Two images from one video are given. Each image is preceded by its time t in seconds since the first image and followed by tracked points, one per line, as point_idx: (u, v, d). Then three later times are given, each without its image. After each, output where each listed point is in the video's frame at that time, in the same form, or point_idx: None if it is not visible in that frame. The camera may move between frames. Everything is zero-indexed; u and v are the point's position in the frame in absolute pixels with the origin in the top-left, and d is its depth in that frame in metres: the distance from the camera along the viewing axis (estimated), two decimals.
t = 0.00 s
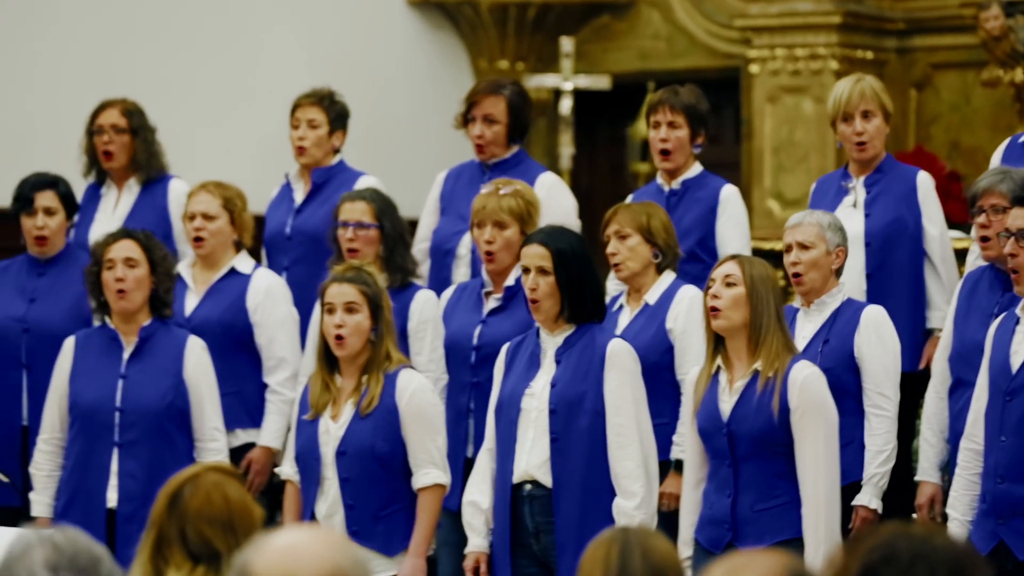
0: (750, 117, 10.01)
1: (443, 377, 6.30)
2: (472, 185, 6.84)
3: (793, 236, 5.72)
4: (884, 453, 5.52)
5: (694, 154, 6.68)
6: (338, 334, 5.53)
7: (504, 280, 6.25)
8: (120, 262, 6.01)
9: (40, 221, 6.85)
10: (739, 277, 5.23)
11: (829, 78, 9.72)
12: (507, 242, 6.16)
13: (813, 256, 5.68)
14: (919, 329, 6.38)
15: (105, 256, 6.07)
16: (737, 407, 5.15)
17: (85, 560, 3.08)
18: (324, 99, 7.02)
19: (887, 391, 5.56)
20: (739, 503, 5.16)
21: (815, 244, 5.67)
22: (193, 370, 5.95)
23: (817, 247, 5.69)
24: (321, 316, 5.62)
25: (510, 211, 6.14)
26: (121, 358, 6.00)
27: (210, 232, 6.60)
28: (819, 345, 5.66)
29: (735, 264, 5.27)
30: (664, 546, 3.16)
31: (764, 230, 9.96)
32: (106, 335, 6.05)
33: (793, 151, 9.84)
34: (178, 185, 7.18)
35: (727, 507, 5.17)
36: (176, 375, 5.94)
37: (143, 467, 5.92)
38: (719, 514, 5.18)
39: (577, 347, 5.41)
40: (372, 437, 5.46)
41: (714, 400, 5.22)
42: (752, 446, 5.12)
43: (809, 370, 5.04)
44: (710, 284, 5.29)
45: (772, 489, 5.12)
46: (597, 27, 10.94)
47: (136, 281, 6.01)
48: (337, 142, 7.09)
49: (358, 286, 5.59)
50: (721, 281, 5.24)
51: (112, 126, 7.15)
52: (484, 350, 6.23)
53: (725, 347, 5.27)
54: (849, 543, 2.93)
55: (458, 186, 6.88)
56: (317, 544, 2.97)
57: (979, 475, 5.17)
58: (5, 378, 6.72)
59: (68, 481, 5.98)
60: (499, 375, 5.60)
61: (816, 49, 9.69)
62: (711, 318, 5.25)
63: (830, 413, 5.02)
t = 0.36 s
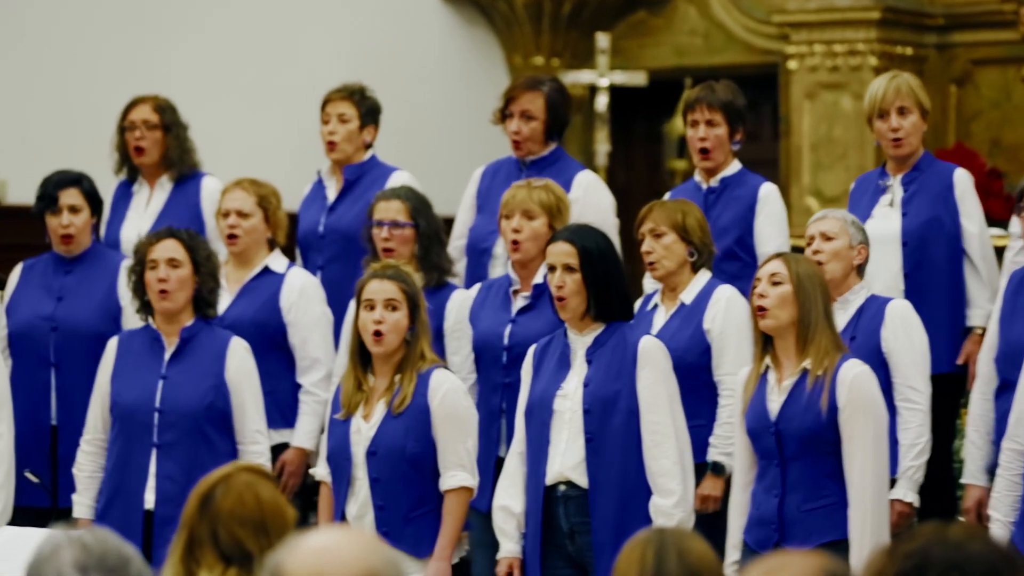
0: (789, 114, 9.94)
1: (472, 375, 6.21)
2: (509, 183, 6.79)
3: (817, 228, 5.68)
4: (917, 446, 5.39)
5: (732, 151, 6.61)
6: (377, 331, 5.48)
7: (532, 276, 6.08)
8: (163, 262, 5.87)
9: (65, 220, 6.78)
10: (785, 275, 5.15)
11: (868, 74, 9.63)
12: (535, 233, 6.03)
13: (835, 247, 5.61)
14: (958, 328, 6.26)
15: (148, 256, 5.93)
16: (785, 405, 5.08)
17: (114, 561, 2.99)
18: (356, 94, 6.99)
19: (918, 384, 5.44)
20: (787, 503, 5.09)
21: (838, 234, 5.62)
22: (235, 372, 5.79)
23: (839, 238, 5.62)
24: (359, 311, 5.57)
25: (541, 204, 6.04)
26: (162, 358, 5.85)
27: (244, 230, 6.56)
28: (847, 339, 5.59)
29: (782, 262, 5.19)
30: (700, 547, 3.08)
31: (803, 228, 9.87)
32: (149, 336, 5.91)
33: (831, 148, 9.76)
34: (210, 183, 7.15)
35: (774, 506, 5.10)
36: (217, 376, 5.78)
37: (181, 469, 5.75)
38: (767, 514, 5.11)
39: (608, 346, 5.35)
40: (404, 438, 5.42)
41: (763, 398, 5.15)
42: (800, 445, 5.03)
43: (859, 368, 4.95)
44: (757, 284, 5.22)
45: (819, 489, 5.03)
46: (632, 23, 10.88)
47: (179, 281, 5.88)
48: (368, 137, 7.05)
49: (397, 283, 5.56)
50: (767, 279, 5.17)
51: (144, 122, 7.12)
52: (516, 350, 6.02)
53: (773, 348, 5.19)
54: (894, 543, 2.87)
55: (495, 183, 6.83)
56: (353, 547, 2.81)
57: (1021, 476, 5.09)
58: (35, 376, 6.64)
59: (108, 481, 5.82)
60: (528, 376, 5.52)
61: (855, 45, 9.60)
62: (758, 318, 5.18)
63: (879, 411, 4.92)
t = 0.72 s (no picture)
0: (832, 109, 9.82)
1: (501, 380, 6.06)
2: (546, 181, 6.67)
3: (855, 228, 5.59)
4: (968, 447, 5.29)
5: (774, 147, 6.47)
6: (406, 333, 5.35)
7: (558, 274, 5.94)
8: (196, 260, 5.74)
9: (85, 218, 6.68)
10: (835, 275, 5.01)
11: (912, 69, 9.48)
12: (563, 227, 5.92)
13: (875, 245, 5.51)
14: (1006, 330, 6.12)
15: (181, 254, 5.80)
16: (835, 407, 4.94)
17: (140, 562, 2.82)
18: (387, 88, 6.90)
19: (968, 384, 5.32)
20: (835, 508, 4.96)
21: (877, 232, 5.52)
22: (266, 373, 5.67)
23: (879, 236, 5.53)
24: (386, 314, 5.44)
25: (569, 200, 5.95)
26: (194, 360, 5.75)
27: (276, 227, 6.45)
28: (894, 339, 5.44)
29: (831, 260, 5.05)
30: (739, 551, 2.96)
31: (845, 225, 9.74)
32: (182, 337, 5.81)
33: (876, 145, 9.61)
34: (240, 179, 7.05)
35: (822, 511, 4.97)
36: (249, 377, 5.67)
37: (211, 472, 5.64)
38: (815, 518, 4.99)
39: (644, 346, 5.22)
40: (432, 439, 5.31)
41: (813, 400, 5.02)
42: (849, 449, 4.90)
43: (911, 369, 4.81)
44: (806, 283, 5.08)
45: (868, 494, 4.89)
46: (672, 16, 10.74)
47: (213, 279, 5.75)
48: (400, 131, 6.95)
49: (426, 284, 5.42)
50: (817, 279, 5.03)
51: (174, 116, 7.04)
52: (546, 352, 5.89)
53: (824, 349, 5.05)
54: (944, 546, 2.73)
55: (530, 179, 6.72)
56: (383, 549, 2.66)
57: None
58: (58, 377, 6.55)
59: (140, 487, 5.74)
60: (559, 379, 5.38)
61: (899, 38, 9.44)
62: (807, 319, 5.04)
63: (930, 415, 4.77)
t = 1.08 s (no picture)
0: (871, 108, 9.70)
1: (529, 386, 5.93)
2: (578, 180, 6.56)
3: (902, 228, 5.43)
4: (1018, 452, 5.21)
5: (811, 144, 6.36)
6: (426, 337, 5.27)
7: (579, 274, 5.87)
8: (223, 258, 5.68)
9: (106, 217, 6.61)
10: (872, 275, 4.91)
11: (954, 64, 9.36)
12: (585, 225, 5.84)
13: (922, 246, 5.36)
14: None
15: (208, 252, 5.75)
16: (869, 411, 4.82)
17: (164, 565, 2.66)
18: (417, 84, 6.85)
19: (1017, 387, 5.23)
20: (867, 514, 4.83)
21: (925, 232, 5.36)
22: (292, 375, 5.57)
23: (926, 237, 5.37)
24: (407, 318, 5.35)
25: (593, 199, 5.86)
26: (219, 361, 5.66)
27: (306, 225, 6.38)
28: (941, 342, 5.31)
29: (868, 261, 4.94)
30: (778, 555, 2.83)
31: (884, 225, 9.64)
32: (207, 339, 5.73)
33: (916, 142, 9.49)
34: (267, 178, 6.96)
35: (854, 517, 4.84)
36: (273, 380, 5.57)
37: (235, 477, 5.55)
38: (846, 524, 4.87)
39: (678, 347, 5.12)
40: (458, 442, 5.21)
41: (847, 403, 4.89)
42: (884, 454, 4.78)
43: (948, 376, 4.70)
44: (842, 284, 4.97)
45: (902, 501, 4.77)
46: (708, 12, 10.63)
47: (238, 278, 5.68)
48: (428, 129, 6.89)
49: (448, 287, 5.33)
50: (853, 280, 4.93)
51: (202, 113, 6.97)
52: (570, 355, 5.80)
53: (861, 350, 4.92)
54: (989, 554, 2.62)
55: (562, 177, 6.62)
56: (416, 555, 2.52)
57: None
58: (82, 380, 6.48)
59: (166, 492, 5.65)
60: (594, 382, 5.28)
61: (941, 33, 9.33)
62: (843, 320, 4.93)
63: (968, 421, 4.67)
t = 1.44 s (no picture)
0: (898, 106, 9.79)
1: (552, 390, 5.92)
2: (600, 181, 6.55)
3: (939, 225, 5.39)
4: None
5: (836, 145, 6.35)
6: (444, 339, 5.27)
7: (598, 278, 5.87)
8: (240, 262, 5.68)
9: (131, 216, 6.63)
10: (890, 277, 4.87)
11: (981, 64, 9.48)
12: (602, 227, 5.85)
13: (956, 245, 5.33)
14: None
15: (226, 255, 5.75)
16: (885, 412, 4.79)
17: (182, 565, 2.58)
18: (433, 84, 6.85)
19: None
20: (879, 514, 4.80)
21: (960, 232, 5.33)
22: (310, 378, 5.57)
23: (961, 236, 5.34)
24: (424, 319, 5.35)
25: (608, 200, 5.88)
26: (238, 365, 5.68)
27: (329, 225, 6.38)
28: (974, 345, 5.29)
29: (886, 262, 4.91)
30: (802, 556, 2.77)
31: (911, 226, 9.68)
32: (227, 342, 5.75)
33: (943, 142, 9.59)
34: (290, 179, 6.97)
35: (866, 517, 4.82)
36: (291, 383, 5.57)
37: (252, 480, 5.55)
38: (857, 523, 4.84)
39: (711, 350, 5.10)
40: (481, 445, 5.21)
41: (863, 403, 4.86)
42: (898, 455, 4.75)
43: (966, 380, 4.66)
44: (861, 285, 4.95)
45: (914, 502, 4.75)
46: (733, 11, 10.63)
47: (256, 282, 5.67)
48: (446, 128, 6.89)
49: (465, 288, 5.33)
50: (871, 282, 4.89)
51: (225, 113, 6.97)
52: (589, 357, 5.78)
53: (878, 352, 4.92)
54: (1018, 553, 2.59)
55: (582, 176, 6.62)
56: (439, 556, 2.45)
57: None
58: (106, 381, 6.50)
59: (183, 500, 5.66)
60: (628, 381, 5.27)
61: (966, 32, 9.44)
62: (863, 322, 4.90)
63: (984, 425, 4.64)
